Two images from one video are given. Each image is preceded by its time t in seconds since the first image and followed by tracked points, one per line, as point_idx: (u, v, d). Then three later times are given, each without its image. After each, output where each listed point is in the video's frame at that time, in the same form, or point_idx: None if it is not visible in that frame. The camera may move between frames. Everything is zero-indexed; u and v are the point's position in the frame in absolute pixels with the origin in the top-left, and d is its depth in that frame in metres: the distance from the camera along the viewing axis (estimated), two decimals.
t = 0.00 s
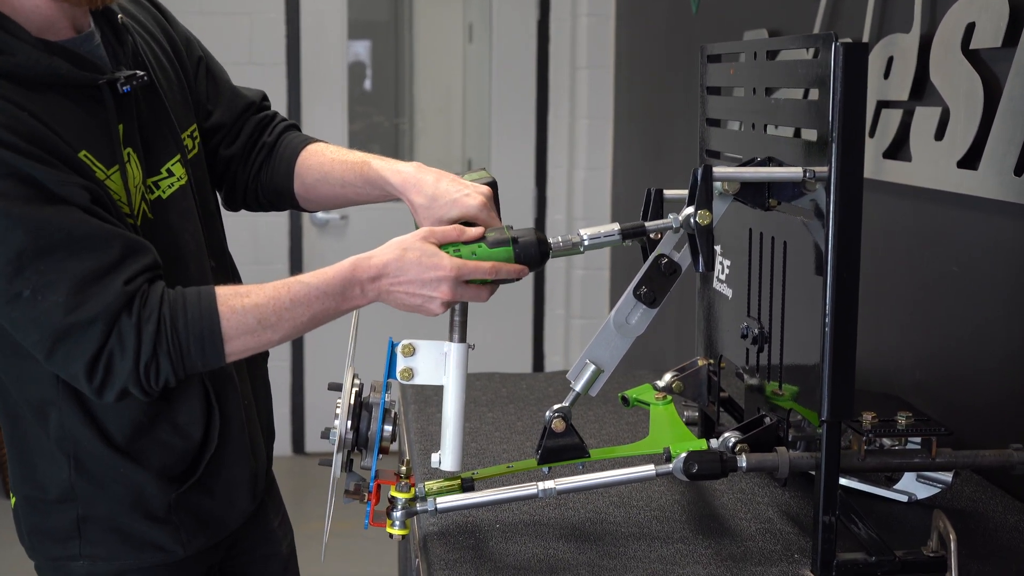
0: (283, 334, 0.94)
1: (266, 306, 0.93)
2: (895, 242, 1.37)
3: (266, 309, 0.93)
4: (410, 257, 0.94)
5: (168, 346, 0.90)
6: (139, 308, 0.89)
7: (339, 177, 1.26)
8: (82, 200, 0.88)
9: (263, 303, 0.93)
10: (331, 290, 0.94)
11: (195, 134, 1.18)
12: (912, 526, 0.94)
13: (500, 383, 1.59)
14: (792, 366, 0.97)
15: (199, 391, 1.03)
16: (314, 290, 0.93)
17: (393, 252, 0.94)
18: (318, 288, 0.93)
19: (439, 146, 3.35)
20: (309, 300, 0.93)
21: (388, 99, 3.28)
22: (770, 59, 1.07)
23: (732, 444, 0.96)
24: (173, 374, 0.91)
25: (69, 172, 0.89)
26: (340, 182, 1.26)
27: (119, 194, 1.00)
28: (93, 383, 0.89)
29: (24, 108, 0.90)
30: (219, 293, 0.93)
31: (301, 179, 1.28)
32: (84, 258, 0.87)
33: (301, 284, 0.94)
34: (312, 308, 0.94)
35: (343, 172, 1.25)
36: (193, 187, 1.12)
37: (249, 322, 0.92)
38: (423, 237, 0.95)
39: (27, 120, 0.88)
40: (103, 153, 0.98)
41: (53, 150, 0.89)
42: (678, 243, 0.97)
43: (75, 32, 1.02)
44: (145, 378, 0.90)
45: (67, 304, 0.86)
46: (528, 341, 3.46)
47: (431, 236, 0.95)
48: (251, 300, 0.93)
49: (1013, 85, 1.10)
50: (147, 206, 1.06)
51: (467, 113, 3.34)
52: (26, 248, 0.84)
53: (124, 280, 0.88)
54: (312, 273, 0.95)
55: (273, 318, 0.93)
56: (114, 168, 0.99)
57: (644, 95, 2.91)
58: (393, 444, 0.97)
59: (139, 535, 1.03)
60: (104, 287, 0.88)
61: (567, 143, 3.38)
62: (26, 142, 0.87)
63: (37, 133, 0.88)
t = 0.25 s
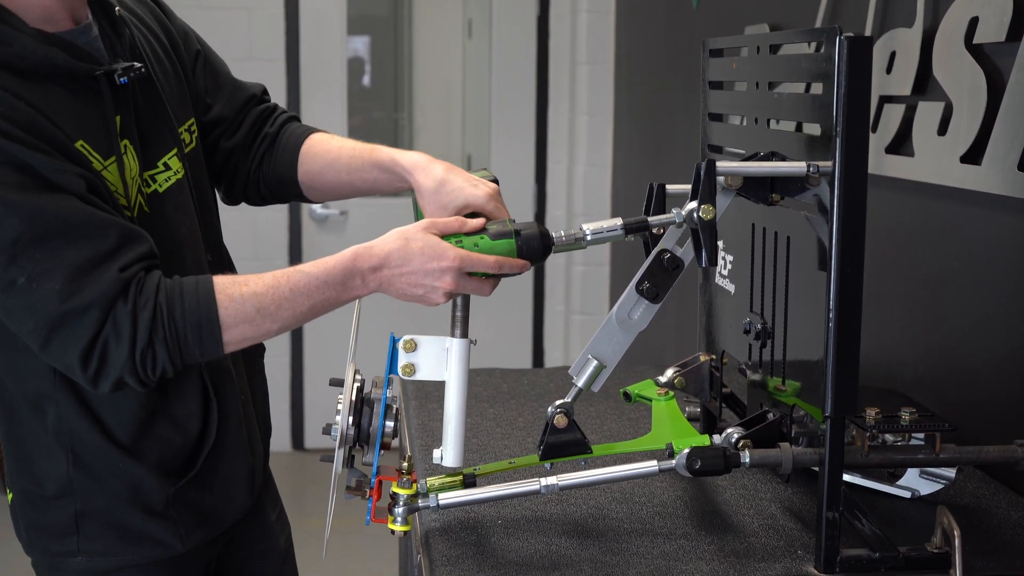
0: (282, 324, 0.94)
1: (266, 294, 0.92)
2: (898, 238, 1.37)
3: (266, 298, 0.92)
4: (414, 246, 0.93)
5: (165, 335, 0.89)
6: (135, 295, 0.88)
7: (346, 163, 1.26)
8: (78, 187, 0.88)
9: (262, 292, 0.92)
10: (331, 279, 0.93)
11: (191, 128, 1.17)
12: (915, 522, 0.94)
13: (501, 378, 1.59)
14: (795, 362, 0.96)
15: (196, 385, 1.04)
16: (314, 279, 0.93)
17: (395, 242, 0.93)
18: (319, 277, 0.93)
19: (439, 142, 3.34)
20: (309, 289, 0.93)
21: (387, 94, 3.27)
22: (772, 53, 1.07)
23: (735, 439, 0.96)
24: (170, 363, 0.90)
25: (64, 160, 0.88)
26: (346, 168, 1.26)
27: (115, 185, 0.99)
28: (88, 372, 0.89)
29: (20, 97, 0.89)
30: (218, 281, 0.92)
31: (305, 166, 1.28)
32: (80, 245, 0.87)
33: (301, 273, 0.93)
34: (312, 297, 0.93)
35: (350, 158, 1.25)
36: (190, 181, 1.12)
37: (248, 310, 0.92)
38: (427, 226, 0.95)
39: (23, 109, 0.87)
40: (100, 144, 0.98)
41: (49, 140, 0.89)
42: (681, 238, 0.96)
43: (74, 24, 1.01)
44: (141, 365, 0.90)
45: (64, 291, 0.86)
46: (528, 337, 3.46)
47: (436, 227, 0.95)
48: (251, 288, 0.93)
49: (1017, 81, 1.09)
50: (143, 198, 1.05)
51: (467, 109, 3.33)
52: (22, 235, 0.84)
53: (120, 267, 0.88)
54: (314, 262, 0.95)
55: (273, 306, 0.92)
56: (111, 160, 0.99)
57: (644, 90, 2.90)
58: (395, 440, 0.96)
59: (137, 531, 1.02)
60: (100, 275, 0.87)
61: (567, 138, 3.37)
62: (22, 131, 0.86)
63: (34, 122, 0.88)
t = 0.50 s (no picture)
0: (314, 294, 0.90)
1: (300, 259, 0.88)
2: (901, 233, 1.36)
3: (302, 264, 0.88)
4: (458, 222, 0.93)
5: (191, 294, 0.85)
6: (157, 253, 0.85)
7: (356, 150, 1.25)
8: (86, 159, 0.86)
9: (295, 256, 0.89)
10: (370, 249, 0.90)
11: (192, 122, 1.16)
12: (919, 518, 0.94)
13: (502, 373, 1.58)
14: (800, 357, 0.96)
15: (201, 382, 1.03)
16: (352, 248, 0.90)
17: (438, 217, 0.92)
18: (357, 246, 0.90)
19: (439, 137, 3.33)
20: (345, 258, 0.90)
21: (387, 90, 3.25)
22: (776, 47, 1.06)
23: (739, 435, 0.96)
24: (196, 326, 0.86)
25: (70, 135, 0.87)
26: (356, 155, 1.25)
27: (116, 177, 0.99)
28: (110, 335, 0.84)
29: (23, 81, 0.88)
30: (246, 244, 0.88)
31: (315, 153, 1.27)
32: (95, 210, 0.84)
33: (337, 241, 0.90)
34: (347, 266, 0.90)
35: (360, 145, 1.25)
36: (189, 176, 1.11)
37: (282, 275, 0.88)
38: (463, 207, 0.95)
39: (26, 92, 0.86)
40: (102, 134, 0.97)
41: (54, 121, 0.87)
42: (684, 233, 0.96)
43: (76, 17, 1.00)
44: (168, 323, 0.85)
45: (82, 253, 0.83)
46: (529, 332, 3.46)
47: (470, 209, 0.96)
48: (286, 253, 0.89)
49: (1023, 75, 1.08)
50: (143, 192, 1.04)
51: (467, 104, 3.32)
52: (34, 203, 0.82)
53: (137, 226, 0.85)
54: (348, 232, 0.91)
55: (307, 272, 0.89)
56: (112, 150, 0.98)
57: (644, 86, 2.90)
58: (398, 436, 0.96)
59: (142, 528, 1.00)
60: (117, 236, 0.84)
61: (567, 133, 3.36)
62: (25, 113, 0.85)
63: (39, 104, 0.86)
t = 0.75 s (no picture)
0: (324, 284, 0.90)
1: (312, 248, 0.89)
2: (905, 227, 1.36)
3: (313, 253, 0.89)
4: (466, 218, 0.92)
5: (201, 276, 0.85)
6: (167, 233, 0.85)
7: (352, 154, 1.24)
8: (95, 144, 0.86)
9: (306, 244, 0.89)
10: (380, 241, 0.90)
11: (197, 123, 1.15)
12: (923, 513, 0.94)
13: (503, 368, 1.58)
14: (804, 351, 0.96)
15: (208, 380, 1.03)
16: (363, 240, 0.90)
17: (450, 212, 0.92)
18: (367, 238, 0.90)
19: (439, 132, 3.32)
20: (356, 248, 0.90)
21: (387, 86, 3.23)
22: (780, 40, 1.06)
23: (742, 430, 0.96)
24: (206, 309, 0.85)
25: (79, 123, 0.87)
26: (353, 159, 1.24)
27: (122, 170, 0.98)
28: (118, 315, 0.83)
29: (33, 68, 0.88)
30: (259, 232, 0.88)
31: (312, 159, 1.27)
32: (103, 193, 0.84)
33: (349, 233, 0.90)
34: (358, 257, 0.90)
35: (356, 149, 1.24)
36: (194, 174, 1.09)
37: (292, 262, 0.88)
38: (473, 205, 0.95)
39: (37, 80, 0.86)
40: (109, 126, 0.97)
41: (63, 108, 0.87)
42: (688, 228, 0.95)
43: (84, 12, 0.99)
44: (177, 301, 0.84)
45: (90, 233, 0.82)
46: (529, 327, 3.46)
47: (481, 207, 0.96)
48: (297, 241, 0.89)
49: None
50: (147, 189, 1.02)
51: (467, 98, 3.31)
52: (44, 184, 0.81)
53: (147, 206, 0.85)
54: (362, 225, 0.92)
55: (318, 261, 0.89)
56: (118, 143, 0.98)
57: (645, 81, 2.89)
58: (401, 432, 0.95)
59: (149, 524, 1.00)
60: (127, 217, 0.84)
61: (567, 128, 3.36)
62: (35, 99, 0.85)
63: (50, 93, 0.86)
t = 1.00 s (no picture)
0: (313, 301, 0.90)
1: (297, 270, 0.88)
2: (907, 223, 1.36)
3: (298, 275, 0.88)
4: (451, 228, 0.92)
5: (191, 309, 0.85)
6: (158, 266, 0.84)
7: (342, 155, 1.23)
8: (94, 162, 0.84)
9: (293, 268, 0.88)
10: (365, 257, 0.90)
11: (199, 117, 1.14)
12: (927, 508, 0.94)
13: (504, 363, 1.58)
14: (806, 346, 0.96)
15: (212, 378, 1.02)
16: (348, 258, 0.90)
17: (435, 220, 0.91)
18: (352, 256, 0.90)
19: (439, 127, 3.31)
20: (342, 267, 0.89)
21: (386, 80, 3.22)
22: (782, 34, 1.05)
23: (745, 426, 0.96)
24: (196, 338, 0.86)
25: (78, 132, 0.84)
26: (343, 160, 1.24)
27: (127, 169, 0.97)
28: (112, 347, 0.84)
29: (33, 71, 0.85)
30: (247, 255, 0.88)
31: (305, 160, 1.26)
32: (99, 218, 0.82)
33: (335, 250, 0.89)
34: (345, 274, 0.90)
35: (344, 151, 1.23)
36: (198, 169, 1.09)
37: (279, 287, 0.88)
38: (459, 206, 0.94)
39: (38, 85, 0.83)
40: (112, 124, 0.95)
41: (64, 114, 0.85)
42: (691, 222, 0.95)
43: (84, 7, 0.97)
44: (165, 339, 0.85)
45: (82, 268, 0.81)
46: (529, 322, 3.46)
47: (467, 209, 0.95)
48: (282, 263, 0.88)
49: None
50: (151, 185, 1.02)
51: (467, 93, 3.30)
52: (39, 211, 0.80)
53: (139, 238, 0.83)
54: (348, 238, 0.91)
55: (304, 283, 0.88)
56: (123, 142, 0.97)
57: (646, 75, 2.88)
58: (403, 427, 0.95)
59: (156, 522, 0.99)
60: (119, 248, 0.83)
61: (567, 122, 3.35)
62: (36, 107, 0.83)
63: (48, 99, 0.84)
